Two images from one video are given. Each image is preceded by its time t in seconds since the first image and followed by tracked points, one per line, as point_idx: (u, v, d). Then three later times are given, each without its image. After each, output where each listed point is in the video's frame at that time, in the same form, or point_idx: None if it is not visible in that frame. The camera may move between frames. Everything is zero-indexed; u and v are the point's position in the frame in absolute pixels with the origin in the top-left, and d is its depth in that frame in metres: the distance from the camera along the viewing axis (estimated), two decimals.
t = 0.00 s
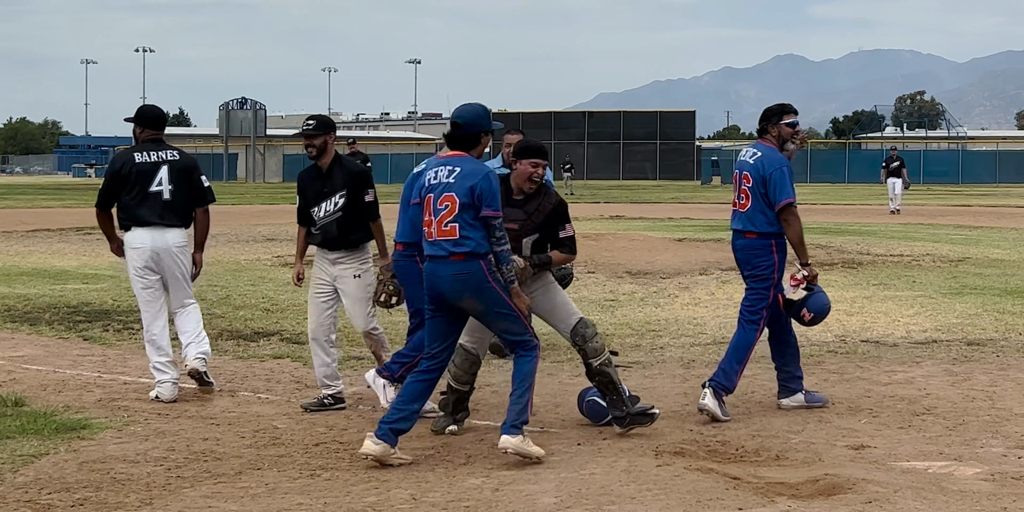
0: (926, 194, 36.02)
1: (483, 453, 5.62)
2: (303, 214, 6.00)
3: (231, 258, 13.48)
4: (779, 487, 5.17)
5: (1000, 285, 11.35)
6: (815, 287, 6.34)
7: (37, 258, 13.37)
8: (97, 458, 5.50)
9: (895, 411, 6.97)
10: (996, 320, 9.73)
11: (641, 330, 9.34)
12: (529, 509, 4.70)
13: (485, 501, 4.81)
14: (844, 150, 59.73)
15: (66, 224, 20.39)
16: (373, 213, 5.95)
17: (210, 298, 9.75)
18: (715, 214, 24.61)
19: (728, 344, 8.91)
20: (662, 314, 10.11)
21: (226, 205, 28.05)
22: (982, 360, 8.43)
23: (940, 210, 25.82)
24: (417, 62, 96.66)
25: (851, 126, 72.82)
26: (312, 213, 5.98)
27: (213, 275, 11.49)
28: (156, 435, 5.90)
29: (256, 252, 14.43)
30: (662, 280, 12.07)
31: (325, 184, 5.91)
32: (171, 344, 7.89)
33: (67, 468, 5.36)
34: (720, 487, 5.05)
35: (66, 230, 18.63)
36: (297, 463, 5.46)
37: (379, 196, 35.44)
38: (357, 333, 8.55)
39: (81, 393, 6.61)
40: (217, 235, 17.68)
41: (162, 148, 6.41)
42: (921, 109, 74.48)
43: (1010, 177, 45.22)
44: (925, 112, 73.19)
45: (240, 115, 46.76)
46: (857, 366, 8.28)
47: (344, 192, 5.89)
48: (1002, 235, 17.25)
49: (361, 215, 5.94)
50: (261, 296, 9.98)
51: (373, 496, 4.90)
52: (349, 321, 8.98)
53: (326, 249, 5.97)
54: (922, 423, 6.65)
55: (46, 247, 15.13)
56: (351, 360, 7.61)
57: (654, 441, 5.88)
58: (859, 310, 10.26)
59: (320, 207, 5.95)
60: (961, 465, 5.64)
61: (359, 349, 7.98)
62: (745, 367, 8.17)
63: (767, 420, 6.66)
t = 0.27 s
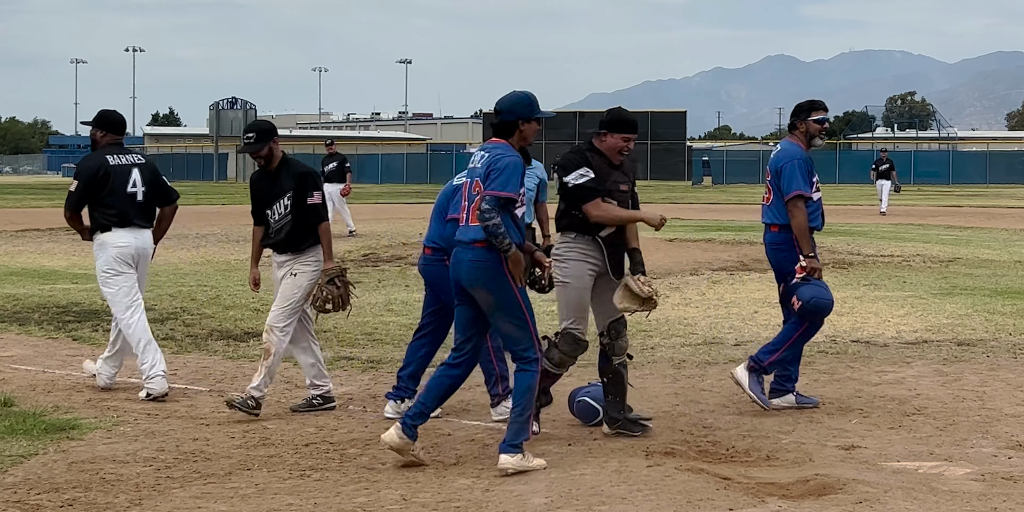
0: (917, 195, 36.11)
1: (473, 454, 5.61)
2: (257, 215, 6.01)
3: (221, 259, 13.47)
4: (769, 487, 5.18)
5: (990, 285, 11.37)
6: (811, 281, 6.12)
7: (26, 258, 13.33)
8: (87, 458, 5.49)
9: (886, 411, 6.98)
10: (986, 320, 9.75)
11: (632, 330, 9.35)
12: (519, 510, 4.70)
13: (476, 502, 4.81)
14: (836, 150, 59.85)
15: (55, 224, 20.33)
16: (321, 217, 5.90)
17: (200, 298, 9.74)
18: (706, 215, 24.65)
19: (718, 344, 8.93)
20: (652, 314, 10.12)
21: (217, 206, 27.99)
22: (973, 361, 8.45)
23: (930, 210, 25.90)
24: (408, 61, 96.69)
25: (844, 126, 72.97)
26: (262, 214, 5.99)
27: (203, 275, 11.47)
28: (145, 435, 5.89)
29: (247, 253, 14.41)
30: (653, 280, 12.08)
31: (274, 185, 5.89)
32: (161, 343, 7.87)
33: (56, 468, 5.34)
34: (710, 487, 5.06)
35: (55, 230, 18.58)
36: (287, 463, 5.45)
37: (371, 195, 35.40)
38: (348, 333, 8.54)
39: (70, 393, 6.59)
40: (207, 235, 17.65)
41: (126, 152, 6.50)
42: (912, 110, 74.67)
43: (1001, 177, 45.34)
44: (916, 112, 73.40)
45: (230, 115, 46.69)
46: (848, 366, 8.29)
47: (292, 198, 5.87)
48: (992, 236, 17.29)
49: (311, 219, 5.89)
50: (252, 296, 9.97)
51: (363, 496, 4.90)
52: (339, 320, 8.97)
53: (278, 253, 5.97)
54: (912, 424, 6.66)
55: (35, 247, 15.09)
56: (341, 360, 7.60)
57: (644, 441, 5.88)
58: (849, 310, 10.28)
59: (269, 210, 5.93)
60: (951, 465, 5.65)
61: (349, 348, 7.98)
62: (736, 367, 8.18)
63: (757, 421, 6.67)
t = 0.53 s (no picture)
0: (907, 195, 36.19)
1: (463, 453, 5.61)
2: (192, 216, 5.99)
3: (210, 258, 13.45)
4: (759, 486, 5.19)
5: (979, 285, 11.41)
6: (807, 286, 6.12)
7: (14, 257, 13.30)
8: (75, 458, 5.47)
9: (875, 411, 7.00)
10: (975, 320, 9.78)
11: (622, 330, 9.36)
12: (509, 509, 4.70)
13: (465, 501, 4.81)
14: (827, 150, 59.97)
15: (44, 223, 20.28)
16: (245, 229, 5.82)
17: (189, 297, 9.72)
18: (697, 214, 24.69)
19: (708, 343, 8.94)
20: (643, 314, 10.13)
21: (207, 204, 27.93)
22: (962, 360, 8.47)
23: (920, 210, 25.97)
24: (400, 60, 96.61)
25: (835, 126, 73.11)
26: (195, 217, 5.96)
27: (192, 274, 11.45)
28: (134, 435, 5.88)
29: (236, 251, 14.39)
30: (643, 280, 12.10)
31: (210, 189, 5.85)
32: (150, 343, 7.86)
33: (45, 468, 5.33)
34: (700, 486, 5.07)
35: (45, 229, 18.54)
36: (277, 463, 5.45)
37: (362, 194, 35.37)
38: (338, 332, 8.54)
39: (59, 392, 6.58)
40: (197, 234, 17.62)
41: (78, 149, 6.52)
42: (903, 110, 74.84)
43: (991, 177, 45.49)
44: (908, 112, 73.59)
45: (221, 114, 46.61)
46: (837, 366, 8.31)
47: (224, 205, 5.84)
48: (982, 235, 17.35)
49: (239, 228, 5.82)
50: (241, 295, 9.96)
51: (352, 496, 4.90)
52: (329, 319, 8.97)
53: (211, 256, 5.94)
54: (901, 423, 6.67)
55: (24, 246, 15.04)
56: (331, 359, 7.59)
57: (634, 441, 5.89)
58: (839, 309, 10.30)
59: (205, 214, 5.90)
60: (940, 465, 5.66)
61: (339, 348, 7.98)
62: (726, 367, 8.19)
63: (747, 420, 6.68)
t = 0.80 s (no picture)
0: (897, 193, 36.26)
1: (453, 452, 5.61)
2: (126, 209, 5.67)
3: (200, 256, 13.43)
4: (749, 484, 5.19)
5: (969, 283, 11.44)
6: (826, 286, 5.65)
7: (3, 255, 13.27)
8: (63, 456, 5.46)
9: (865, 409, 7.00)
10: (965, 318, 9.81)
11: (613, 328, 9.36)
12: (498, 507, 4.70)
13: (455, 500, 4.81)
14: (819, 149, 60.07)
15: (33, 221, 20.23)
16: (167, 218, 5.43)
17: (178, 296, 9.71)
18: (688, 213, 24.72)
19: (699, 342, 8.96)
20: (633, 312, 10.14)
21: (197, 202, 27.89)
22: (951, 358, 8.50)
23: (911, 208, 26.03)
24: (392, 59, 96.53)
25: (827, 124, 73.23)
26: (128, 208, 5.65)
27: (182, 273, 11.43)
28: (122, 434, 5.86)
29: (225, 250, 14.37)
30: (634, 278, 12.11)
31: (138, 180, 5.54)
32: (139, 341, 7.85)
33: (33, 467, 5.31)
34: (691, 485, 5.07)
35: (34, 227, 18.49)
36: (266, 461, 5.44)
37: (353, 192, 35.33)
38: (328, 330, 8.53)
39: (48, 390, 6.56)
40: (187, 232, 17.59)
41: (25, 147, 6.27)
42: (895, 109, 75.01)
43: (982, 176, 45.61)
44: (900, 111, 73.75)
45: (211, 112, 46.53)
46: (827, 364, 8.32)
47: (154, 195, 5.51)
48: (971, 234, 17.40)
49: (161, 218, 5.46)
50: (230, 294, 9.95)
51: (341, 495, 4.89)
52: (319, 318, 8.96)
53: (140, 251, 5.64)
54: (891, 421, 6.68)
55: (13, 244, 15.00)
56: (320, 358, 7.59)
57: (624, 440, 5.89)
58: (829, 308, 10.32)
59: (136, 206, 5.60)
60: (930, 463, 5.68)
61: (329, 346, 7.97)
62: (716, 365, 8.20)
63: (737, 418, 6.68)
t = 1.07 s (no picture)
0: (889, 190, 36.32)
1: (444, 449, 5.61)
2: (36, 210, 5.44)
3: (191, 253, 13.41)
4: (742, 481, 5.20)
5: (960, 281, 11.47)
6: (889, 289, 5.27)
7: None
8: (54, 454, 5.45)
9: (857, 406, 7.02)
10: (956, 316, 9.83)
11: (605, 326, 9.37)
12: (491, 505, 4.70)
13: (447, 497, 4.81)
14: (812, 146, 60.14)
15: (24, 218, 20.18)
16: (100, 214, 5.33)
17: (169, 293, 9.70)
18: (681, 210, 24.75)
19: (691, 339, 8.97)
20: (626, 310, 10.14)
21: (189, 199, 27.85)
22: (943, 356, 8.52)
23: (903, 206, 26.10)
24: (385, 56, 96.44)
25: (820, 122, 73.30)
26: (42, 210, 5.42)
27: (172, 270, 11.42)
28: (113, 431, 5.85)
29: (216, 247, 14.35)
30: (626, 276, 12.12)
31: (57, 177, 5.36)
32: (130, 339, 7.84)
33: (24, 464, 5.30)
34: (683, 482, 5.08)
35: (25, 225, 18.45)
36: (257, 459, 5.44)
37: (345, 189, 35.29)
38: (319, 327, 8.53)
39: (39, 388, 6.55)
40: (179, 230, 17.56)
41: None
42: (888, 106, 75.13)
43: (974, 173, 45.71)
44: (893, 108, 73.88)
45: (202, 110, 46.46)
46: (819, 362, 8.34)
47: (78, 190, 5.36)
48: (962, 232, 17.45)
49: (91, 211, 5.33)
50: (222, 291, 9.93)
51: (333, 492, 4.89)
52: (311, 315, 8.96)
53: (59, 252, 5.43)
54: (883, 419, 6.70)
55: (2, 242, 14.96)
56: (312, 356, 7.58)
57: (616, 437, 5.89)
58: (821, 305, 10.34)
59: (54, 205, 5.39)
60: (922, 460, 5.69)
61: (320, 343, 7.97)
62: (708, 363, 8.21)
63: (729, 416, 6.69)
